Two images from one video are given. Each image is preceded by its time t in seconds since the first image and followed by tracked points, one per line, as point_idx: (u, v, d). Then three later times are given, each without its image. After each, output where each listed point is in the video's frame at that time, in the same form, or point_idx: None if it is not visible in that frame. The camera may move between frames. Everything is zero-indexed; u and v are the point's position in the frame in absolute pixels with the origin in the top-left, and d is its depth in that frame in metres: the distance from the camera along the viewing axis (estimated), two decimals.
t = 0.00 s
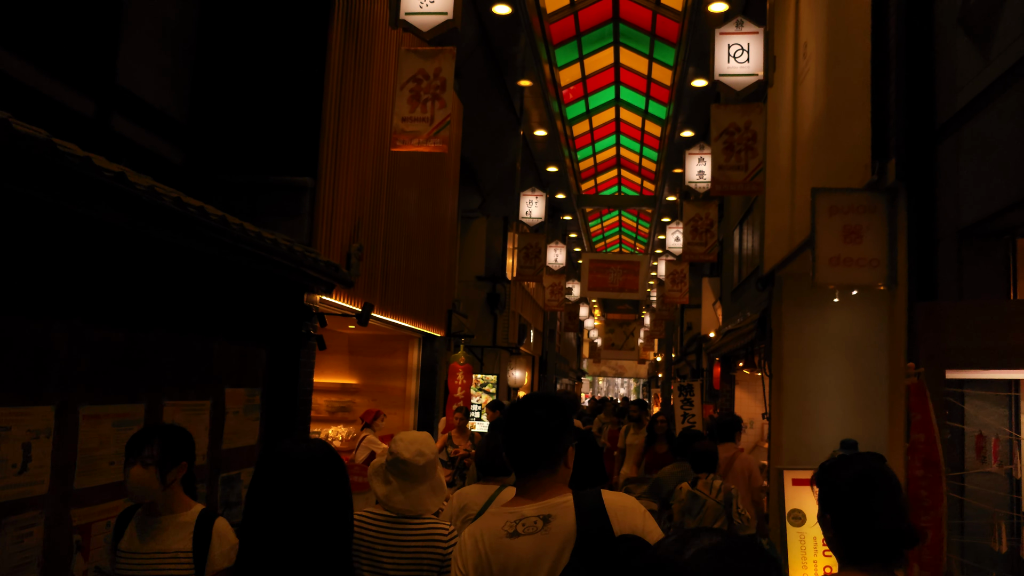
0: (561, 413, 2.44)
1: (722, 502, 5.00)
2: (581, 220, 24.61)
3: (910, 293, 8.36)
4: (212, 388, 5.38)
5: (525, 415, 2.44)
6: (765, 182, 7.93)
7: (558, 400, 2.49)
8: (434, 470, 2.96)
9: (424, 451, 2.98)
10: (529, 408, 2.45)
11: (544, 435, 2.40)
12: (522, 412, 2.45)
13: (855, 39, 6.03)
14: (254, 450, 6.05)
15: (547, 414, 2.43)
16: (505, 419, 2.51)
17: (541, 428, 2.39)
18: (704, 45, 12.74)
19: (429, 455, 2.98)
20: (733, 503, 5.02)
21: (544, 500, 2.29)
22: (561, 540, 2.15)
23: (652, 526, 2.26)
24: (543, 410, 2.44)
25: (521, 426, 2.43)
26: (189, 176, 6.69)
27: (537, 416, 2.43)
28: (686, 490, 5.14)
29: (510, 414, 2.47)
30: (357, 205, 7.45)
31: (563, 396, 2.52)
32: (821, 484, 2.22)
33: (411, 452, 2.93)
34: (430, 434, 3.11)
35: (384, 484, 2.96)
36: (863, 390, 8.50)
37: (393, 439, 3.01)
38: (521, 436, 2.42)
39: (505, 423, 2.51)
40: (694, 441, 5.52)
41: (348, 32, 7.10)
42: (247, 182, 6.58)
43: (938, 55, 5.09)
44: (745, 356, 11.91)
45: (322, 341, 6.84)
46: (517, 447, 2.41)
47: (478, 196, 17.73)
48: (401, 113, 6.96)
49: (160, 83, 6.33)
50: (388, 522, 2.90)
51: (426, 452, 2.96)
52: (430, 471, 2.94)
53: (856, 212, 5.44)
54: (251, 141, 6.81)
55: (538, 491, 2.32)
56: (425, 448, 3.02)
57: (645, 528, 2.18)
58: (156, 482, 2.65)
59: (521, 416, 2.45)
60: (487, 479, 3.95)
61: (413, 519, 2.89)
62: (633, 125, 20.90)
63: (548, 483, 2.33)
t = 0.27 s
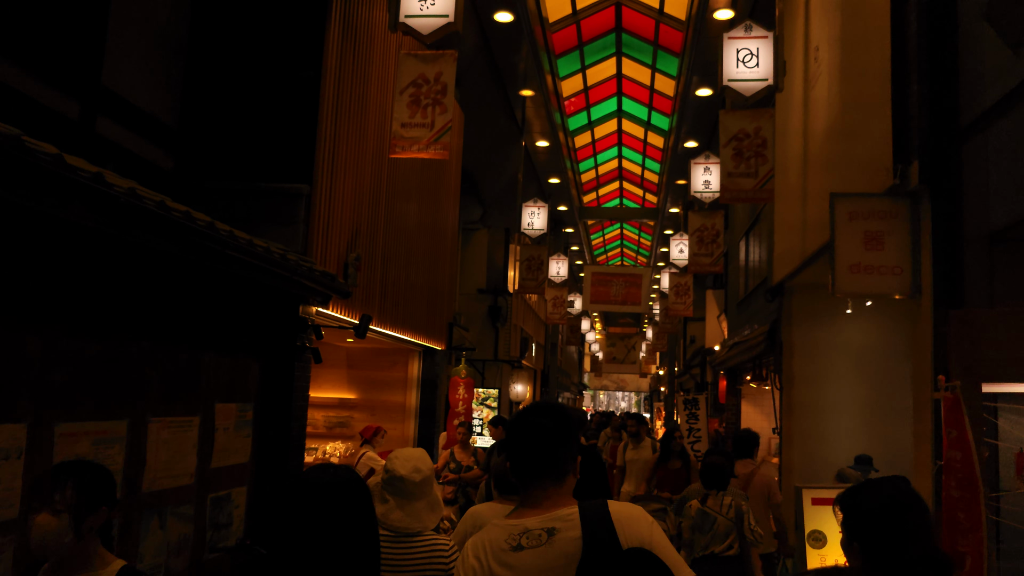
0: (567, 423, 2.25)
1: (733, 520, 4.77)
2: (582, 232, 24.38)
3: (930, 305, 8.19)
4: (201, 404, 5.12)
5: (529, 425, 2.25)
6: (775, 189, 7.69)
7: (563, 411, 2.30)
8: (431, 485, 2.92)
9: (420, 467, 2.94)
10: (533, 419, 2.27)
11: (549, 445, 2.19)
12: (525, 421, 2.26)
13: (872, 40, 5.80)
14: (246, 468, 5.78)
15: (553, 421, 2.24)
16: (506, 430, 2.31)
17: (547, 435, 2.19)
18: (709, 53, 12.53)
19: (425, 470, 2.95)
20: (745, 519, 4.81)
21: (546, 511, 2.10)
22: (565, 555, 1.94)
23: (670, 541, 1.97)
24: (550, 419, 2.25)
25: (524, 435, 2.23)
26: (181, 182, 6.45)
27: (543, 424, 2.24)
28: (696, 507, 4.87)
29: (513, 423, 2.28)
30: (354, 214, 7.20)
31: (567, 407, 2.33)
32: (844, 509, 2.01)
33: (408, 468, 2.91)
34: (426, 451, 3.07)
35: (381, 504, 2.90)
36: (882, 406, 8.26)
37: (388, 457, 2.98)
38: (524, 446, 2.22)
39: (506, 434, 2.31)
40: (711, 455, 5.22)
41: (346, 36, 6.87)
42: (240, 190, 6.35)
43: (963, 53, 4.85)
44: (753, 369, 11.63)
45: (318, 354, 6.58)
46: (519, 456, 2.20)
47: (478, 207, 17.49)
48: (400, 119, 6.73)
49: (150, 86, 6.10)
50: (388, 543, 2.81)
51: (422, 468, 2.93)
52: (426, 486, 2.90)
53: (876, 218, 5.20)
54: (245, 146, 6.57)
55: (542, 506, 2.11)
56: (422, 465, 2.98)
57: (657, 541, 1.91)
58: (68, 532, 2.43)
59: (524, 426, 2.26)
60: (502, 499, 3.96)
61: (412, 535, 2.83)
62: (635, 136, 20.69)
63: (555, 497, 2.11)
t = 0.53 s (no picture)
0: (588, 454, 2.39)
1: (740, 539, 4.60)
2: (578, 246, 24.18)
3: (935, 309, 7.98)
4: (182, 423, 4.85)
5: (552, 451, 2.37)
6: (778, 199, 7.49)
7: (580, 444, 2.44)
8: (429, 507, 3.36)
9: (419, 490, 3.36)
10: (554, 445, 2.39)
11: (569, 474, 2.31)
12: (548, 447, 2.38)
13: (880, 43, 5.62)
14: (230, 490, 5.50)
15: (575, 452, 2.37)
16: (525, 456, 2.42)
17: (570, 463, 2.33)
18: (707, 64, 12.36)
19: (425, 494, 3.36)
20: (752, 539, 4.59)
21: (563, 541, 2.21)
22: None
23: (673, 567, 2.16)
24: (572, 448, 2.38)
25: (547, 459, 2.35)
26: (165, 192, 6.22)
27: (565, 453, 2.36)
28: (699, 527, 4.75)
29: (535, 447, 2.39)
30: (346, 225, 6.97)
31: (584, 439, 2.47)
32: (860, 536, 2.14)
33: (408, 492, 3.33)
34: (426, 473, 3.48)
35: (383, 523, 3.38)
36: (887, 415, 8.00)
37: (389, 480, 3.38)
38: (546, 470, 2.33)
39: (522, 460, 2.42)
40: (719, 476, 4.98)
41: (337, 42, 6.67)
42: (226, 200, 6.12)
43: (978, 54, 4.66)
44: (754, 384, 11.38)
45: (307, 370, 6.31)
46: (541, 479, 2.32)
47: (474, 221, 17.28)
48: (393, 126, 6.51)
49: (133, 91, 5.87)
50: (390, 562, 3.31)
51: (422, 493, 3.34)
52: (425, 508, 3.34)
53: (890, 227, 4.99)
54: (232, 155, 6.34)
55: (558, 531, 2.23)
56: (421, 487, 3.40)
57: (668, 572, 2.11)
58: None
59: (546, 451, 2.37)
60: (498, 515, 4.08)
61: (413, 554, 3.32)
62: (632, 149, 20.55)
63: (571, 523, 2.25)
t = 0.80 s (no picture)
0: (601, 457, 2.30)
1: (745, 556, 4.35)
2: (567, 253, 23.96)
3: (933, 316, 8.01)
4: (148, 431, 4.55)
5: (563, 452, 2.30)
6: (774, 200, 7.28)
7: (595, 444, 2.37)
8: (431, 516, 3.26)
9: (423, 498, 3.29)
10: (567, 444, 2.32)
11: (580, 472, 2.25)
12: (560, 446, 2.31)
13: (881, 35, 5.42)
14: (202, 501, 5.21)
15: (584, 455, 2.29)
16: (537, 455, 2.35)
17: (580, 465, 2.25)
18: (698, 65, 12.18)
19: (426, 501, 3.30)
20: (757, 553, 4.35)
21: (574, 544, 2.11)
22: None
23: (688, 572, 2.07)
24: (584, 449, 2.31)
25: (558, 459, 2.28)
26: (136, 189, 5.93)
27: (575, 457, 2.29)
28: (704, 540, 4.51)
29: (547, 445, 2.32)
30: (327, 225, 6.70)
31: (597, 441, 2.39)
32: (875, 545, 2.18)
33: (412, 499, 3.26)
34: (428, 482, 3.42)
35: (381, 532, 3.20)
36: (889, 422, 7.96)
37: (391, 488, 3.31)
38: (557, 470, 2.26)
39: (534, 459, 2.36)
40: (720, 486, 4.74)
41: (318, 34, 6.41)
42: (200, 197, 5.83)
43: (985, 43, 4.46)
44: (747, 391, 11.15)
45: (285, 375, 6.02)
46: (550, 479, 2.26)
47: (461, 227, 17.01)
48: (377, 121, 6.26)
49: (101, 82, 5.59)
50: (388, 569, 3.14)
51: (426, 499, 3.29)
52: (427, 515, 3.25)
53: (895, 223, 4.77)
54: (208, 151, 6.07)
55: (568, 533, 2.15)
56: (423, 495, 3.33)
57: None
58: None
59: (557, 451, 2.31)
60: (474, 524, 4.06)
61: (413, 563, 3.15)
62: (621, 155, 20.37)
63: (583, 526, 2.16)
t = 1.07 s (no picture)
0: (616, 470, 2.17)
1: (756, 562, 4.16)
2: (563, 258, 23.73)
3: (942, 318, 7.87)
4: (123, 442, 4.27)
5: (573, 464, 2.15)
6: (779, 199, 7.04)
7: (611, 454, 2.23)
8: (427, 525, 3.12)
9: (417, 506, 3.15)
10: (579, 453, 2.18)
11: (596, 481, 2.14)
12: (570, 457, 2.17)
13: (894, 23, 5.18)
14: (182, 514, 4.93)
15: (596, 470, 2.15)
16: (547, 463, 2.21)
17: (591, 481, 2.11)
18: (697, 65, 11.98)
19: (421, 509, 3.17)
20: (767, 561, 4.16)
21: (587, 558, 2.01)
22: None
23: None
24: (598, 463, 2.16)
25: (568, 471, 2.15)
26: (113, 186, 5.66)
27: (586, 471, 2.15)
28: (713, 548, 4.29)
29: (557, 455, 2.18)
30: (315, 225, 6.44)
31: (613, 452, 2.24)
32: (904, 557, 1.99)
33: (405, 507, 3.10)
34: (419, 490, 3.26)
35: (375, 541, 3.04)
36: (898, 429, 7.79)
37: (383, 497, 3.17)
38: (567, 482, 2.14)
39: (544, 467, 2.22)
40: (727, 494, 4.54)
41: (306, 26, 6.17)
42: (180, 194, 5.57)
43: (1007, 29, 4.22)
44: (748, 397, 10.91)
45: (270, 380, 5.74)
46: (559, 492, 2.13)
47: (456, 231, 16.76)
48: (367, 116, 6.01)
49: (76, 73, 5.32)
50: None
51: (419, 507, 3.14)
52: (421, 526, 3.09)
53: (912, 219, 4.52)
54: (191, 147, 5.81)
55: (580, 550, 2.04)
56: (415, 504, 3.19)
57: None
58: None
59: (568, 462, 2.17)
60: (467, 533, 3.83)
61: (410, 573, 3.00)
62: (618, 158, 20.16)
63: (602, 539, 2.06)
